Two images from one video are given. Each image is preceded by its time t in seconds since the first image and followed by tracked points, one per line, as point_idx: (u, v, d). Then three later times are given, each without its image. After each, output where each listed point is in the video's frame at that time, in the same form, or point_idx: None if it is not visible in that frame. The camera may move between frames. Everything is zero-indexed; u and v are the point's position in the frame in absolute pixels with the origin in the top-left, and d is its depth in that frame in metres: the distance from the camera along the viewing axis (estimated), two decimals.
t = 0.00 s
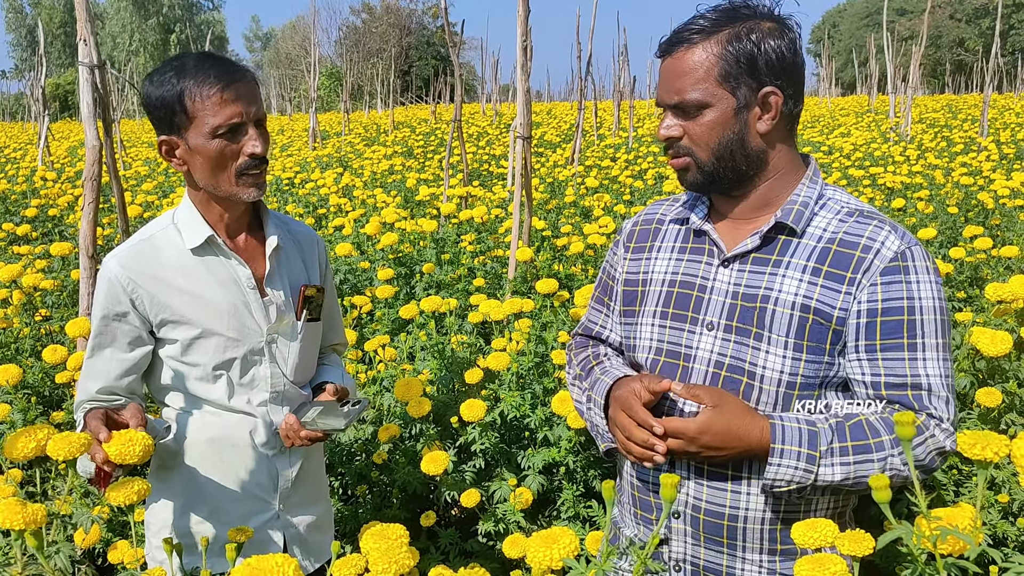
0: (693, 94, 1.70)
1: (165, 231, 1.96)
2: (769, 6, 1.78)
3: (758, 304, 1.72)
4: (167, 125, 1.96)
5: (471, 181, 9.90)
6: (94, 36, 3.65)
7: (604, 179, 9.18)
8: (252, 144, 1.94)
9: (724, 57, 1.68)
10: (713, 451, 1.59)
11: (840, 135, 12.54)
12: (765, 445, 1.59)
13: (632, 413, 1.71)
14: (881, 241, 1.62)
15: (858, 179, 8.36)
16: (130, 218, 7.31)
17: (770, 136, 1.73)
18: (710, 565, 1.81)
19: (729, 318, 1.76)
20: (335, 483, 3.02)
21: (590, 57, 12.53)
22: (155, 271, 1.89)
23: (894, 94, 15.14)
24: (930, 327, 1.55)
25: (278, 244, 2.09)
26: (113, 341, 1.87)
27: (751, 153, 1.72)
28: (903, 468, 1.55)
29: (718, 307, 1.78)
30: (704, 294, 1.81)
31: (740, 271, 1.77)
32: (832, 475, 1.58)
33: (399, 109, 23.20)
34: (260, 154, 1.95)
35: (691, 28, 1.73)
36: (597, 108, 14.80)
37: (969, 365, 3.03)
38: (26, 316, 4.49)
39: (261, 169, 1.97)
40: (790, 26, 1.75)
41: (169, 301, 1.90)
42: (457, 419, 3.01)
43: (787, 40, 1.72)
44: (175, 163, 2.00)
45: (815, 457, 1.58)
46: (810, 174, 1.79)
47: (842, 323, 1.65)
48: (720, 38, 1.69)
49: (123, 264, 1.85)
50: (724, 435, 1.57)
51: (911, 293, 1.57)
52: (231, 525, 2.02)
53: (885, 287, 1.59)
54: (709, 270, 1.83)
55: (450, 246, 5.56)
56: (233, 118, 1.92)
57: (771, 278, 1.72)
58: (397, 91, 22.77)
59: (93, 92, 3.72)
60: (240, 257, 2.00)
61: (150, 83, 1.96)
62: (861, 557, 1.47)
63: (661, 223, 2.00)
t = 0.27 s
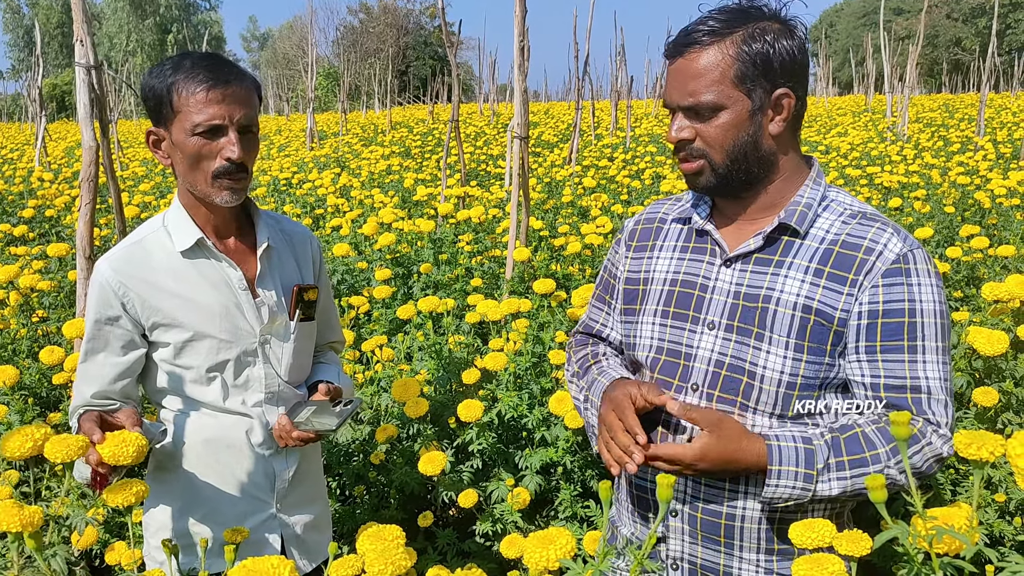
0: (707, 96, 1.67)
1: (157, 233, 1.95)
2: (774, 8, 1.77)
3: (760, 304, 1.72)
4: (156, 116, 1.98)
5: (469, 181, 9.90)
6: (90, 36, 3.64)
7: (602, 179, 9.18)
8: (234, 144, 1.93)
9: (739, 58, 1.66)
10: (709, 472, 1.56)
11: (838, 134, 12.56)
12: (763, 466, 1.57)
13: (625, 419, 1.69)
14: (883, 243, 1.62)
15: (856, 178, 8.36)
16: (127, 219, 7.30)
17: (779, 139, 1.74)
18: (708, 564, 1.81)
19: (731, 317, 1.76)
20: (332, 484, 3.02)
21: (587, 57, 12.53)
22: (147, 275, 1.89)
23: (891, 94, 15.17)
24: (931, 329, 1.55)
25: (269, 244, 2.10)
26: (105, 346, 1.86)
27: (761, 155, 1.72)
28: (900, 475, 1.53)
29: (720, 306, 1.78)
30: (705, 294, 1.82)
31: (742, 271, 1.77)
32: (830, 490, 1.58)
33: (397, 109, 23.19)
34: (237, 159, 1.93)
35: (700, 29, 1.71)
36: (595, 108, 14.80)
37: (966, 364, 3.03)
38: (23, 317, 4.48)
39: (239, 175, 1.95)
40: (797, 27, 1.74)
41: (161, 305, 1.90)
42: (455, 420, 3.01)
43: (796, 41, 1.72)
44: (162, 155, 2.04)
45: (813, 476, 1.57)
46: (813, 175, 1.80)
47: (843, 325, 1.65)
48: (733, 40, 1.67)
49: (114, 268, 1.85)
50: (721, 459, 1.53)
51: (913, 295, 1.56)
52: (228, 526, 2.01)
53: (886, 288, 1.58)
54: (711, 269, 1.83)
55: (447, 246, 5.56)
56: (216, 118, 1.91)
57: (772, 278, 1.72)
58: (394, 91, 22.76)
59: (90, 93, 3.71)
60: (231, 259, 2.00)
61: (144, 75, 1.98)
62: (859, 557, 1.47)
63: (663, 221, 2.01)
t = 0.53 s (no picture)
0: (716, 99, 1.66)
1: (152, 233, 1.94)
2: (777, 9, 1.76)
3: (758, 301, 1.72)
4: (157, 118, 1.96)
5: (467, 181, 9.89)
6: (86, 37, 3.63)
7: (599, 179, 9.18)
8: (243, 143, 1.94)
9: (749, 62, 1.65)
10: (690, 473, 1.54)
11: (835, 133, 12.56)
12: (744, 471, 1.53)
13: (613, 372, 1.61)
14: (882, 242, 1.62)
15: (853, 177, 8.37)
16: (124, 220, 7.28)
17: (786, 141, 1.74)
18: (705, 561, 1.80)
19: (730, 315, 1.76)
20: (329, 485, 3.01)
21: (585, 56, 12.51)
22: (143, 275, 1.88)
23: (889, 93, 15.19)
24: (924, 330, 1.54)
25: (265, 247, 2.09)
26: (100, 346, 1.85)
27: (769, 157, 1.71)
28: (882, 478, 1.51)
29: (719, 304, 1.78)
30: (705, 291, 1.81)
31: (743, 269, 1.77)
32: (810, 494, 1.56)
33: (395, 109, 23.19)
34: (246, 157, 1.93)
35: (707, 32, 1.69)
36: (593, 107, 14.80)
37: (963, 363, 3.03)
38: (19, 319, 4.47)
39: (245, 172, 1.95)
40: (799, 27, 1.74)
41: (156, 305, 1.89)
42: (452, 421, 3.00)
43: (801, 42, 1.72)
44: (164, 157, 2.00)
45: (793, 482, 1.54)
46: (816, 174, 1.79)
47: (839, 323, 1.64)
48: (741, 43, 1.65)
49: (110, 268, 1.84)
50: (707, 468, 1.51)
51: (907, 294, 1.55)
52: (222, 528, 2.00)
53: (881, 287, 1.58)
54: (712, 267, 1.82)
55: (445, 246, 5.55)
56: (224, 118, 1.91)
57: (771, 276, 1.72)
58: (392, 91, 22.75)
59: (85, 94, 3.70)
60: (227, 260, 1.99)
61: (145, 77, 1.96)
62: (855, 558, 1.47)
63: (667, 219, 2.00)
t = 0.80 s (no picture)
0: (722, 97, 1.65)
1: (149, 233, 1.94)
2: (785, 8, 1.75)
3: (756, 300, 1.71)
4: (156, 118, 1.95)
5: (466, 181, 9.89)
6: (83, 37, 3.62)
7: (599, 178, 9.16)
8: (241, 145, 1.93)
9: (757, 59, 1.64)
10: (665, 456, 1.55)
11: (835, 132, 12.55)
12: (724, 462, 1.54)
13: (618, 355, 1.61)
14: (880, 241, 1.60)
15: (853, 176, 8.36)
16: (123, 220, 7.28)
17: (790, 140, 1.73)
18: (703, 560, 1.79)
19: (728, 313, 1.75)
20: (328, 485, 3.01)
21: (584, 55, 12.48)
22: (139, 274, 1.88)
23: (888, 92, 15.18)
24: (918, 329, 1.52)
25: (262, 247, 2.08)
26: (97, 345, 1.85)
27: (774, 156, 1.71)
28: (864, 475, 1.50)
29: (718, 303, 1.77)
30: (705, 289, 1.80)
31: (742, 268, 1.76)
32: (789, 489, 1.55)
33: (394, 108, 23.18)
34: (244, 158, 1.92)
35: (715, 29, 1.68)
36: (592, 107, 14.80)
37: (963, 363, 3.03)
38: (17, 319, 4.47)
39: (243, 174, 1.94)
40: (807, 28, 1.73)
41: (153, 305, 1.88)
42: (451, 421, 3.00)
43: (808, 41, 1.71)
44: (161, 157, 1.99)
45: (773, 476, 1.54)
46: (816, 174, 1.79)
47: (835, 321, 1.64)
48: (751, 40, 1.64)
49: (106, 267, 1.84)
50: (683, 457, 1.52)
51: (902, 293, 1.54)
52: (219, 530, 1.99)
53: (876, 285, 1.57)
54: (711, 266, 1.82)
55: (444, 245, 5.54)
56: (222, 119, 1.91)
57: (770, 274, 1.71)
58: (392, 91, 22.74)
59: (83, 94, 3.69)
60: (224, 259, 1.99)
61: (144, 76, 1.95)
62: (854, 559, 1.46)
63: (668, 217, 2.00)
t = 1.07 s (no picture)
0: (724, 95, 1.65)
1: (146, 234, 1.93)
2: (779, 9, 1.75)
3: (757, 299, 1.71)
4: (151, 120, 1.95)
5: (466, 180, 9.88)
6: (82, 37, 3.61)
7: (599, 177, 9.15)
8: (236, 145, 1.93)
9: (757, 56, 1.63)
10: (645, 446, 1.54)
11: (836, 131, 12.53)
12: (708, 456, 1.55)
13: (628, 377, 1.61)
14: (880, 239, 1.59)
15: (854, 175, 8.35)
16: (122, 220, 7.27)
17: (791, 138, 1.73)
18: (703, 559, 1.79)
19: (729, 312, 1.75)
20: (328, 486, 3.01)
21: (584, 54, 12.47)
22: (136, 275, 1.87)
23: (889, 92, 15.16)
24: (915, 326, 1.51)
25: (260, 247, 2.08)
26: (95, 346, 1.85)
27: (776, 153, 1.70)
28: (851, 473, 1.50)
29: (719, 302, 1.77)
30: (707, 288, 1.80)
31: (743, 267, 1.76)
32: (775, 485, 1.56)
33: (395, 108, 23.17)
34: (239, 159, 1.92)
35: (712, 28, 1.67)
36: (592, 106, 14.79)
37: (964, 362, 3.02)
38: (17, 319, 4.46)
39: (239, 174, 1.94)
40: (803, 27, 1.73)
41: (150, 305, 1.88)
42: (451, 421, 2.99)
43: (805, 39, 1.71)
44: (157, 158, 1.99)
45: (758, 471, 1.55)
46: (818, 172, 1.78)
47: (835, 319, 1.63)
48: (749, 38, 1.64)
49: (104, 269, 1.83)
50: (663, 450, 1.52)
51: (899, 290, 1.53)
52: (218, 530, 1.99)
53: (874, 283, 1.56)
54: (713, 266, 1.82)
55: (444, 245, 5.54)
56: (217, 119, 1.90)
57: (770, 273, 1.71)
58: (392, 90, 22.73)
59: (82, 94, 3.68)
60: (221, 260, 1.98)
61: (139, 78, 1.95)
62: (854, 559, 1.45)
63: (671, 218, 2.00)
